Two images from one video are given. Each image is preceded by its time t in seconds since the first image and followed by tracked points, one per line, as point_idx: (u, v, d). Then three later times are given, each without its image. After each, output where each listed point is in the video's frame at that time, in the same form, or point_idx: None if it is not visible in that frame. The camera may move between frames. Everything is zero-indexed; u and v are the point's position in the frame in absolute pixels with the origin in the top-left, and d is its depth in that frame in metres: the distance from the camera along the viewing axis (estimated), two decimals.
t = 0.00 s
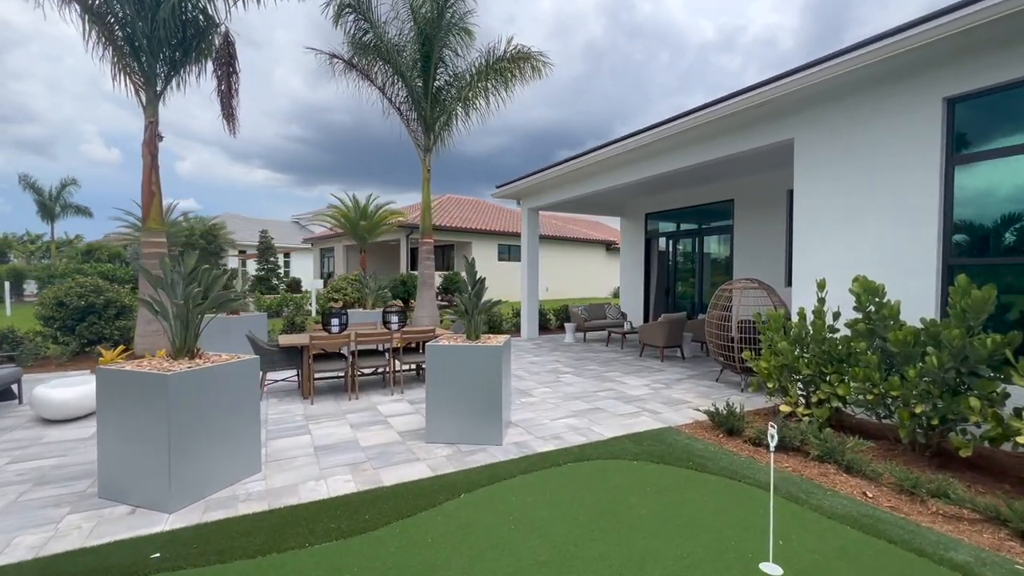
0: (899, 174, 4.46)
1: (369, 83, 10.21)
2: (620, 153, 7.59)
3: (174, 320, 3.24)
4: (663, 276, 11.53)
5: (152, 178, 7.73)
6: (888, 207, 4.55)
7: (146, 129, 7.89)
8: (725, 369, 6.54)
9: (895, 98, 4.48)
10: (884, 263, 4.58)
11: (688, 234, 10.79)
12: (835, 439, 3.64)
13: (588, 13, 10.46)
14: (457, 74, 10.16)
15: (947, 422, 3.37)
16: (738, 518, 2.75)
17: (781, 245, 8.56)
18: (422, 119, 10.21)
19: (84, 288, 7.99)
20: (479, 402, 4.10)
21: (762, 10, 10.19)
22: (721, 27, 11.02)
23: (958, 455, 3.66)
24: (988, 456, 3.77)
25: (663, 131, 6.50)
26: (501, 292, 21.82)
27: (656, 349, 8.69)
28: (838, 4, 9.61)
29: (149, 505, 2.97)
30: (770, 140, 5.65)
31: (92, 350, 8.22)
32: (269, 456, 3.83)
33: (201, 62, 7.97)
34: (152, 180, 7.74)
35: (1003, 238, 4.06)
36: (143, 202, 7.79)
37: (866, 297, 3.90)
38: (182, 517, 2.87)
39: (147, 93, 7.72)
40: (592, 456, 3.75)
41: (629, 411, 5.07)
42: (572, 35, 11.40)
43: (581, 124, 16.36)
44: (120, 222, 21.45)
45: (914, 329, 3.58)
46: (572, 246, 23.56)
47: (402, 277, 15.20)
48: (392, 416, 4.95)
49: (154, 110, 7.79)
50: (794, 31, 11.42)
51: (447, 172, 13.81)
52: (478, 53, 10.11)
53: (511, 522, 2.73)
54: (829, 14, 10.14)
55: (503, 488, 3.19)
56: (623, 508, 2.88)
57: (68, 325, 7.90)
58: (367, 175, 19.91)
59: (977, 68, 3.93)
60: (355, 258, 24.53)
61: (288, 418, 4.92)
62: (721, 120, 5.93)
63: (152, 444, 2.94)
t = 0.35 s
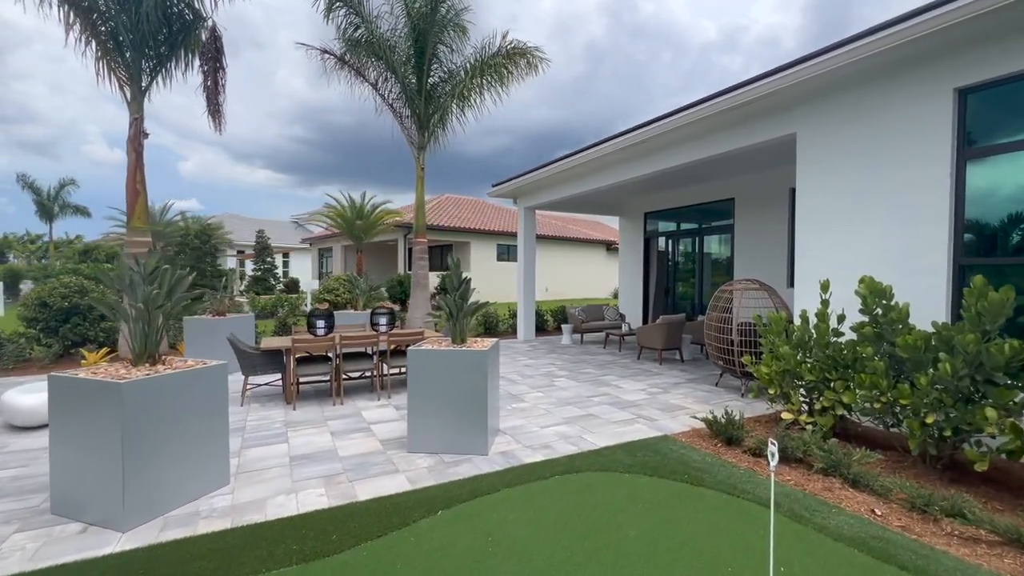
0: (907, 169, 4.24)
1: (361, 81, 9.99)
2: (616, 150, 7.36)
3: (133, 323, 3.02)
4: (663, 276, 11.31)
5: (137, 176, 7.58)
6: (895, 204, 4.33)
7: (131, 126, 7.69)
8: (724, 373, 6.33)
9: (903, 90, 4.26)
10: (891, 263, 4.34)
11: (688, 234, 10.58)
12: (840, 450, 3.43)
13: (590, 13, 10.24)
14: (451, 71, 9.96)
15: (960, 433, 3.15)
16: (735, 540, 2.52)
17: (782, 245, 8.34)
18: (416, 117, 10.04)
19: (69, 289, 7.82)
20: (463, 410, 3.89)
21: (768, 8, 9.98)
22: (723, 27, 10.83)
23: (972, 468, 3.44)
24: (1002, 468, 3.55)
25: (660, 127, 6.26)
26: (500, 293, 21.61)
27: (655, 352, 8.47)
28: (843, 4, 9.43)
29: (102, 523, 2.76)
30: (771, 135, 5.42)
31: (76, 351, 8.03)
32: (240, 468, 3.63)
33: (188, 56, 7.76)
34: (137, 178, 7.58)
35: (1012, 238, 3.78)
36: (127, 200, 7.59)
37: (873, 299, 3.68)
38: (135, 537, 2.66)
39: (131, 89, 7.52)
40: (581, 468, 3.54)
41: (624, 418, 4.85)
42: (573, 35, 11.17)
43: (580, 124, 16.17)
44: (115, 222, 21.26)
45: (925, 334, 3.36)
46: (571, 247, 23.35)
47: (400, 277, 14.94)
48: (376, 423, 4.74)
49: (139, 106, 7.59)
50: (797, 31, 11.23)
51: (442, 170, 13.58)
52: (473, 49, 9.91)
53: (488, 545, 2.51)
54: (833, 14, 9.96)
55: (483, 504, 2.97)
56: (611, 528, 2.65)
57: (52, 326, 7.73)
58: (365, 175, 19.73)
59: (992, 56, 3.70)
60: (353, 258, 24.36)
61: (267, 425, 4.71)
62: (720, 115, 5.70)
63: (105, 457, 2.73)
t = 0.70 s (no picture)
0: (917, 164, 4.02)
1: (354, 78, 9.74)
2: (614, 147, 7.13)
3: (91, 328, 2.81)
4: (663, 277, 11.10)
5: (122, 173, 7.38)
6: (903, 202, 4.11)
7: (115, 122, 7.51)
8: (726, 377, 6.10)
9: (915, 81, 4.03)
10: (899, 264, 4.13)
11: (688, 233, 10.36)
12: (848, 462, 3.21)
13: (592, 13, 10.13)
14: (446, 67, 9.76)
15: (978, 446, 2.93)
16: (736, 564, 2.31)
17: (785, 245, 8.13)
18: (410, 114, 9.83)
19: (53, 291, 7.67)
20: (448, 419, 3.68)
21: (771, 7, 9.87)
22: (725, 28, 10.68)
23: (988, 483, 3.23)
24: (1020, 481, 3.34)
25: (659, 122, 6.03)
26: (499, 293, 21.41)
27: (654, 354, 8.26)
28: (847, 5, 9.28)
29: (51, 543, 2.56)
30: (774, 130, 5.19)
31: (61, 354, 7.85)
32: (211, 480, 3.42)
33: (175, 52, 7.58)
34: (122, 176, 7.39)
35: None
36: (112, 199, 7.42)
37: (883, 301, 3.46)
38: (85, 559, 2.46)
39: (117, 84, 7.35)
40: (573, 481, 3.33)
41: (620, 425, 4.64)
42: (575, 35, 10.99)
43: (580, 123, 16.00)
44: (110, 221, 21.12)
45: (939, 338, 3.14)
46: (572, 247, 23.17)
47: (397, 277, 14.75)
48: (360, 430, 4.54)
49: (123, 102, 7.42)
50: (799, 31, 11.08)
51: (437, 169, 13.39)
52: (468, 44, 9.69)
53: (467, 569, 2.30)
54: (837, 13, 9.81)
55: (466, 523, 2.76)
56: (602, 551, 2.44)
57: (36, 328, 7.57)
58: (363, 175, 19.53)
59: (1009, 43, 3.47)
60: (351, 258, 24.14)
61: (247, 432, 4.50)
62: (721, 109, 5.47)
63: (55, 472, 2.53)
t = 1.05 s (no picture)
0: (932, 156, 3.79)
1: (346, 72, 9.50)
2: (612, 142, 6.87)
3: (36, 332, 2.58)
4: (663, 277, 10.86)
5: (104, 169, 7.17)
6: (917, 196, 3.88)
7: (97, 116, 7.27)
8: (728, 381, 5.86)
9: (930, 68, 3.79)
10: (913, 262, 3.89)
11: (689, 232, 10.12)
12: (862, 475, 2.97)
13: (591, 12, 9.98)
14: (441, 61, 9.53)
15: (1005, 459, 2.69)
16: None
17: (789, 245, 7.90)
18: (404, 110, 9.59)
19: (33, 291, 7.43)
20: (432, 427, 3.44)
21: (771, 6, 9.76)
22: (726, 28, 10.51)
23: (1013, 497, 2.99)
24: None
25: (659, 115, 5.79)
26: (498, 294, 21.18)
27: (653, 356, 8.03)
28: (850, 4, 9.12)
29: None
30: (779, 122, 4.95)
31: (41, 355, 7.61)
32: (177, 493, 3.18)
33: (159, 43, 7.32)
34: (105, 171, 7.17)
35: None
36: (94, 195, 7.20)
37: (899, 301, 3.22)
38: None
39: (99, 77, 7.13)
40: (566, 494, 3.09)
41: (617, 432, 4.40)
42: (575, 35, 10.79)
43: (578, 122, 15.81)
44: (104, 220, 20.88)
45: (960, 341, 2.90)
46: (571, 248, 22.94)
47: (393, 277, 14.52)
48: (342, 437, 4.31)
49: (106, 95, 7.19)
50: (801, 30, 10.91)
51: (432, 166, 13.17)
52: (463, 38, 9.46)
53: None
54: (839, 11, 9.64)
55: (447, 542, 2.53)
56: None
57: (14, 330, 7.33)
58: (360, 175, 19.30)
59: None
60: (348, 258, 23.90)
61: (224, 439, 4.27)
62: (724, 101, 5.22)
63: None
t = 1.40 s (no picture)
0: (952, 149, 3.55)
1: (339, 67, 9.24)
2: (612, 138, 6.61)
3: None
4: (663, 278, 10.61)
5: (84, 166, 6.92)
6: (936, 192, 3.64)
7: (78, 111, 7.02)
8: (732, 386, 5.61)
9: (949, 55, 3.55)
10: (931, 263, 3.65)
11: (690, 231, 9.87)
12: (882, 495, 2.72)
13: (592, 12, 9.83)
14: (436, 56, 9.29)
15: None
16: None
17: (793, 245, 7.66)
18: (398, 106, 9.34)
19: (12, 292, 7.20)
20: (415, 439, 3.20)
21: (773, 5, 9.61)
22: (727, 28, 10.34)
23: None
24: None
25: (660, 109, 5.53)
26: (497, 294, 20.94)
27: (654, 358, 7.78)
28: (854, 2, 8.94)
29: None
30: (787, 115, 4.71)
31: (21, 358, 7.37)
32: (140, 512, 2.94)
33: (142, 39, 6.98)
34: (84, 168, 6.92)
35: None
36: (74, 194, 6.95)
37: (920, 305, 2.98)
38: None
39: (79, 71, 6.87)
40: (560, 514, 2.85)
41: (615, 442, 4.15)
42: (574, 35, 10.61)
43: (577, 121, 15.59)
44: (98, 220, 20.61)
45: (990, 349, 2.65)
46: (570, 249, 22.71)
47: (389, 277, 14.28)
48: (324, 447, 4.06)
49: (86, 89, 6.94)
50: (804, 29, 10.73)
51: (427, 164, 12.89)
52: (459, 32, 9.21)
53: None
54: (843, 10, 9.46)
55: (427, 572, 2.28)
56: None
57: None
58: (358, 175, 19.07)
59: None
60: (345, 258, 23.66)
61: (197, 450, 4.02)
62: (729, 93, 4.97)
63: None
